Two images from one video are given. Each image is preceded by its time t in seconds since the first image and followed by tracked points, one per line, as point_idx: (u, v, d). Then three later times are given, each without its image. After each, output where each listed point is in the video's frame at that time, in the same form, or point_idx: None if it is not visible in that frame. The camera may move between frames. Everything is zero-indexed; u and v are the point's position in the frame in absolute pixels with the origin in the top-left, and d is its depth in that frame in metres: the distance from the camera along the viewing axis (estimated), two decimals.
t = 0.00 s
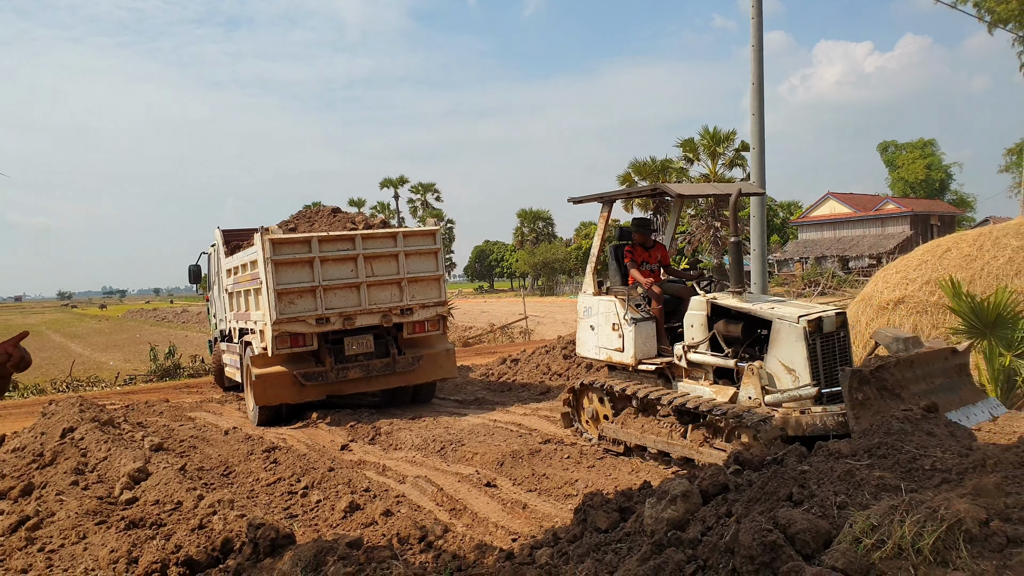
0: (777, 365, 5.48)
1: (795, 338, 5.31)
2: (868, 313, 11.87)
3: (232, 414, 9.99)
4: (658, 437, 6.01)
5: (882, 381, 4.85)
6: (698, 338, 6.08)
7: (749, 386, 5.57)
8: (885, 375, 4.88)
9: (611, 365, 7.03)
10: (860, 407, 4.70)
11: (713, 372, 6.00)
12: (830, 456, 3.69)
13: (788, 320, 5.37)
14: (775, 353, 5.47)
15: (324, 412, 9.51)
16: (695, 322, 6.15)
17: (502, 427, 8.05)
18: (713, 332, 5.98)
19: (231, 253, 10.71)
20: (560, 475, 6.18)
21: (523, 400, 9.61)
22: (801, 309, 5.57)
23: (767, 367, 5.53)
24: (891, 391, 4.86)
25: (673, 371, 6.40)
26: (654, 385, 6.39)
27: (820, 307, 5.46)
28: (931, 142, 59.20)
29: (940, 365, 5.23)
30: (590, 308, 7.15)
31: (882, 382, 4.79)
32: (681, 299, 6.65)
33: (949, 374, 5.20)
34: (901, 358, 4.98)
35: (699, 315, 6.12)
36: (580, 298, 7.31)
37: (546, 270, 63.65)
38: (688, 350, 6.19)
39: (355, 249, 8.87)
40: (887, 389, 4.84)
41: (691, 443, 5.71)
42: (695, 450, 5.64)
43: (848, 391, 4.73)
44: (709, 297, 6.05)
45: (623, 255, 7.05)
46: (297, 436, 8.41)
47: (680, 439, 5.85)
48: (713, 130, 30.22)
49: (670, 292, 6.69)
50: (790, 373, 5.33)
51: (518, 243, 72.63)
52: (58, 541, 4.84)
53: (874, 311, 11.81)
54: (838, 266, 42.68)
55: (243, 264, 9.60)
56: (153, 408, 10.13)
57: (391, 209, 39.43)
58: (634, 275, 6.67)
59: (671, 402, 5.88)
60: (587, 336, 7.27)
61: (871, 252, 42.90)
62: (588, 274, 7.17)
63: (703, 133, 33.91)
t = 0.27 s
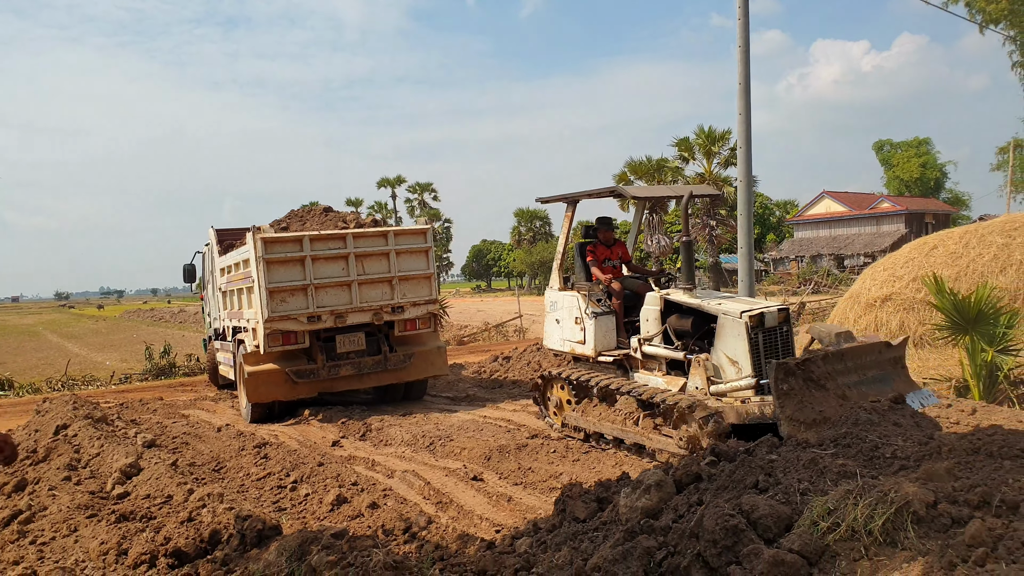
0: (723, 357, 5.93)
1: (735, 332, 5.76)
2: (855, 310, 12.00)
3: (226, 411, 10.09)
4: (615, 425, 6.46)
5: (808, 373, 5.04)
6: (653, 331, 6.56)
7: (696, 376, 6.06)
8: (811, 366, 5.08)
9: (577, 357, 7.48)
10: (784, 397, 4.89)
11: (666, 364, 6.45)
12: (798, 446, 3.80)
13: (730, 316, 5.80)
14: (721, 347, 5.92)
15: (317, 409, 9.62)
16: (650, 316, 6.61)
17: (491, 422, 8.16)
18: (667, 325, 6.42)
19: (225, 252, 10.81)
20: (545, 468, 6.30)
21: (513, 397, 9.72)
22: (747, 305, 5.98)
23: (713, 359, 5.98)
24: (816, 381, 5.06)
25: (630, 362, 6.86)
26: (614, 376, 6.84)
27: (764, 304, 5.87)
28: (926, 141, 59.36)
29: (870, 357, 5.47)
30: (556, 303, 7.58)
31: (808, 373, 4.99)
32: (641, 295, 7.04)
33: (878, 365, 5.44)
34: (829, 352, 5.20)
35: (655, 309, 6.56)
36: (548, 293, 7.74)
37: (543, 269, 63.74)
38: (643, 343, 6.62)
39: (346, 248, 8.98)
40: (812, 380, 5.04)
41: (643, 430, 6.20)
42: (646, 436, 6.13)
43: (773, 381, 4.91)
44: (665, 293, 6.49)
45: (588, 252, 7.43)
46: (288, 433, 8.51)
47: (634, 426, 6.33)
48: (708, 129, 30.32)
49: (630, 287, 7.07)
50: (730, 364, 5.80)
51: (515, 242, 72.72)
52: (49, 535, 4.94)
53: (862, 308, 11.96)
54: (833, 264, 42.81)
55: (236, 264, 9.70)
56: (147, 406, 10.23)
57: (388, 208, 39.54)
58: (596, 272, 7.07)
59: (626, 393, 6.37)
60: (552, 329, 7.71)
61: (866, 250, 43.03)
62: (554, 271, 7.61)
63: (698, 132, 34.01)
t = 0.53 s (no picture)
0: (683, 355, 6.24)
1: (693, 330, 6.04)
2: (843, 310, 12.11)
3: (217, 410, 10.16)
4: (580, 419, 6.76)
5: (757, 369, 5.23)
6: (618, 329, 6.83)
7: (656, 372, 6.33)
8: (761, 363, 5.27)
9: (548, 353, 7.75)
10: (733, 392, 5.10)
11: (630, 360, 6.73)
12: (771, 441, 3.91)
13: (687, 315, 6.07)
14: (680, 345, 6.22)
15: (308, 408, 9.71)
16: (616, 315, 6.89)
17: (479, 421, 8.26)
18: (631, 323, 6.70)
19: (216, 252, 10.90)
20: (531, 466, 6.40)
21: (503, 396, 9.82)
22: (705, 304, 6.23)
23: (674, 356, 6.27)
24: (764, 377, 5.25)
25: (598, 359, 7.13)
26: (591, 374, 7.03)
27: (720, 303, 6.10)
28: (919, 141, 59.57)
29: (820, 355, 5.66)
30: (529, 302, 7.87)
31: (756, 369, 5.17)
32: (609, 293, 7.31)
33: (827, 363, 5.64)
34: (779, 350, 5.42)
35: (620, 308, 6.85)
36: (521, 293, 8.03)
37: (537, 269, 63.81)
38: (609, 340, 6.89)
39: (337, 248, 9.06)
40: (761, 376, 5.23)
41: (606, 422, 6.52)
42: (608, 428, 6.45)
43: (722, 377, 5.10)
44: (629, 293, 6.80)
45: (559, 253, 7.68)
46: (279, 431, 8.59)
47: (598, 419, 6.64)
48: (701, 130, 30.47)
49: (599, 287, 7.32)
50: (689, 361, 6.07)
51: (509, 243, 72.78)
52: (40, 530, 5.03)
53: (849, 308, 12.08)
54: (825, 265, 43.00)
55: (227, 264, 9.78)
56: (139, 405, 10.29)
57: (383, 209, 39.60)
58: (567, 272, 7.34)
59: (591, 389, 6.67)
60: (525, 327, 7.99)
61: (859, 251, 43.23)
62: (527, 271, 7.93)
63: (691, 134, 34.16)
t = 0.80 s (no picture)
0: (647, 352, 6.53)
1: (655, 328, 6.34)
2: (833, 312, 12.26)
3: (211, 408, 10.23)
4: (551, 412, 7.04)
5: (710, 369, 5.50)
6: (587, 328, 7.12)
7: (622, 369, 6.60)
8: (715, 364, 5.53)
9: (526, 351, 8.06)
10: (684, 391, 5.34)
11: (599, 357, 7.01)
12: (751, 437, 4.02)
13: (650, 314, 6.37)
14: (645, 342, 6.52)
15: (302, 406, 9.78)
16: (586, 314, 7.17)
17: (471, 419, 8.36)
18: (600, 321, 7.00)
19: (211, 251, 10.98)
20: (521, 462, 6.50)
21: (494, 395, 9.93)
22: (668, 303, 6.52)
23: (639, 353, 6.57)
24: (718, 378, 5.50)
25: (569, 355, 7.43)
26: (580, 372, 7.14)
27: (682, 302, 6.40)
28: (913, 143, 59.90)
29: (776, 356, 5.89)
30: (506, 300, 8.16)
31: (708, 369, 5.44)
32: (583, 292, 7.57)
33: (783, 363, 5.87)
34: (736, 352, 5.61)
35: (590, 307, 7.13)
36: (498, 291, 8.32)
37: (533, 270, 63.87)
38: (579, 338, 7.19)
39: (330, 248, 9.15)
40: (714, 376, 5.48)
41: (574, 416, 6.79)
42: (576, 421, 6.72)
43: (675, 376, 5.34)
44: (597, 292, 7.09)
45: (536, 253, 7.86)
46: (273, 429, 8.67)
47: (568, 413, 6.91)
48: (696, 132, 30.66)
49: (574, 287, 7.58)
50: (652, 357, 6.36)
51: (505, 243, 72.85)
52: (37, 524, 5.11)
53: (838, 309, 12.22)
54: (819, 266, 43.20)
55: (222, 263, 9.86)
56: (133, 403, 10.35)
57: (378, 209, 39.59)
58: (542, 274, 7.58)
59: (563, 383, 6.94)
60: (502, 325, 8.30)
61: (852, 252, 43.45)
62: (505, 270, 8.19)
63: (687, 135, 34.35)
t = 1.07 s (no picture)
0: (624, 347, 6.74)
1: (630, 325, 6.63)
2: (825, 310, 12.39)
3: (210, 404, 10.35)
4: (531, 406, 7.28)
5: (685, 382, 5.66)
6: (567, 324, 7.42)
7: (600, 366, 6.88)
8: (689, 377, 5.70)
9: (507, 347, 8.30)
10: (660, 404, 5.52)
11: (578, 353, 7.29)
12: (733, 429, 4.15)
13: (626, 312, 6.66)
14: (621, 338, 6.73)
15: (299, 402, 9.91)
16: (565, 310, 7.47)
17: (465, 414, 8.49)
18: (579, 318, 7.30)
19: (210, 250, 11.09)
20: (514, 456, 6.63)
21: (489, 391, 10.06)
22: (643, 301, 6.82)
23: (616, 351, 6.83)
24: (691, 390, 5.68)
25: (549, 351, 7.70)
26: (573, 369, 7.27)
27: (657, 300, 6.70)
28: (911, 143, 60.03)
29: (751, 365, 6.01)
30: (489, 297, 8.44)
31: (682, 383, 5.60)
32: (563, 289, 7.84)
33: (757, 371, 6.00)
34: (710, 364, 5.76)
35: (570, 304, 7.45)
36: (483, 289, 8.60)
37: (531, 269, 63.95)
38: (559, 334, 7.51)
39: (328, 246, 9.26)
40: (688, 389, 5.66)
41: (554, 408, 7.03)
42: (555, 413, 6.96)
43: (650, 389, 5.54)
44: (577, 290, 7.41)
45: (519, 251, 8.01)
46: (270, 425, 8.80)
47: (548, 406, 7.15)
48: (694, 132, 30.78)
49: (553, 285, 7.83)
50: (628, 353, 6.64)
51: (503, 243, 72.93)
52: (41, 514, 5.24)
53: (831, 307, 12.35)
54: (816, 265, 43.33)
55: (220, 261, 9.99)
56: (133, 399, 10.47)
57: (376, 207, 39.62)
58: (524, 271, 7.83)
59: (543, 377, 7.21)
60: (485, 322, 8.57)
61: (849, 252, 43.57)
62: (489, 269, 8.48)
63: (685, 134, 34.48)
